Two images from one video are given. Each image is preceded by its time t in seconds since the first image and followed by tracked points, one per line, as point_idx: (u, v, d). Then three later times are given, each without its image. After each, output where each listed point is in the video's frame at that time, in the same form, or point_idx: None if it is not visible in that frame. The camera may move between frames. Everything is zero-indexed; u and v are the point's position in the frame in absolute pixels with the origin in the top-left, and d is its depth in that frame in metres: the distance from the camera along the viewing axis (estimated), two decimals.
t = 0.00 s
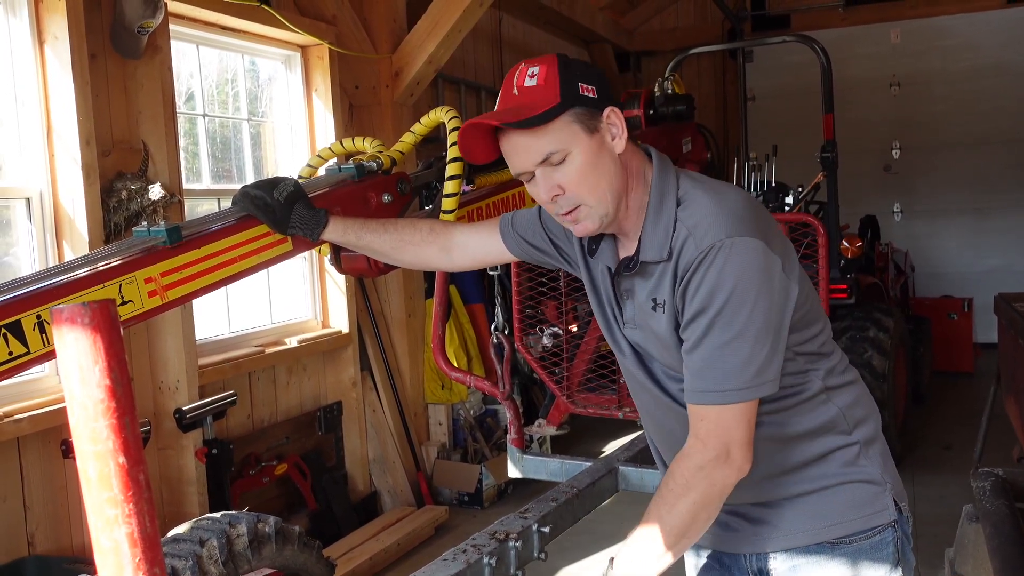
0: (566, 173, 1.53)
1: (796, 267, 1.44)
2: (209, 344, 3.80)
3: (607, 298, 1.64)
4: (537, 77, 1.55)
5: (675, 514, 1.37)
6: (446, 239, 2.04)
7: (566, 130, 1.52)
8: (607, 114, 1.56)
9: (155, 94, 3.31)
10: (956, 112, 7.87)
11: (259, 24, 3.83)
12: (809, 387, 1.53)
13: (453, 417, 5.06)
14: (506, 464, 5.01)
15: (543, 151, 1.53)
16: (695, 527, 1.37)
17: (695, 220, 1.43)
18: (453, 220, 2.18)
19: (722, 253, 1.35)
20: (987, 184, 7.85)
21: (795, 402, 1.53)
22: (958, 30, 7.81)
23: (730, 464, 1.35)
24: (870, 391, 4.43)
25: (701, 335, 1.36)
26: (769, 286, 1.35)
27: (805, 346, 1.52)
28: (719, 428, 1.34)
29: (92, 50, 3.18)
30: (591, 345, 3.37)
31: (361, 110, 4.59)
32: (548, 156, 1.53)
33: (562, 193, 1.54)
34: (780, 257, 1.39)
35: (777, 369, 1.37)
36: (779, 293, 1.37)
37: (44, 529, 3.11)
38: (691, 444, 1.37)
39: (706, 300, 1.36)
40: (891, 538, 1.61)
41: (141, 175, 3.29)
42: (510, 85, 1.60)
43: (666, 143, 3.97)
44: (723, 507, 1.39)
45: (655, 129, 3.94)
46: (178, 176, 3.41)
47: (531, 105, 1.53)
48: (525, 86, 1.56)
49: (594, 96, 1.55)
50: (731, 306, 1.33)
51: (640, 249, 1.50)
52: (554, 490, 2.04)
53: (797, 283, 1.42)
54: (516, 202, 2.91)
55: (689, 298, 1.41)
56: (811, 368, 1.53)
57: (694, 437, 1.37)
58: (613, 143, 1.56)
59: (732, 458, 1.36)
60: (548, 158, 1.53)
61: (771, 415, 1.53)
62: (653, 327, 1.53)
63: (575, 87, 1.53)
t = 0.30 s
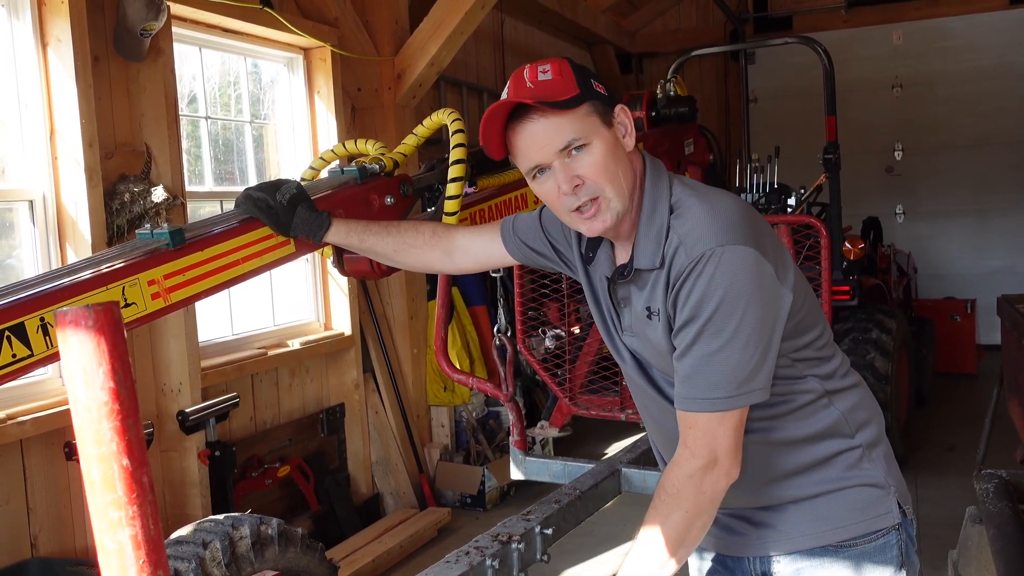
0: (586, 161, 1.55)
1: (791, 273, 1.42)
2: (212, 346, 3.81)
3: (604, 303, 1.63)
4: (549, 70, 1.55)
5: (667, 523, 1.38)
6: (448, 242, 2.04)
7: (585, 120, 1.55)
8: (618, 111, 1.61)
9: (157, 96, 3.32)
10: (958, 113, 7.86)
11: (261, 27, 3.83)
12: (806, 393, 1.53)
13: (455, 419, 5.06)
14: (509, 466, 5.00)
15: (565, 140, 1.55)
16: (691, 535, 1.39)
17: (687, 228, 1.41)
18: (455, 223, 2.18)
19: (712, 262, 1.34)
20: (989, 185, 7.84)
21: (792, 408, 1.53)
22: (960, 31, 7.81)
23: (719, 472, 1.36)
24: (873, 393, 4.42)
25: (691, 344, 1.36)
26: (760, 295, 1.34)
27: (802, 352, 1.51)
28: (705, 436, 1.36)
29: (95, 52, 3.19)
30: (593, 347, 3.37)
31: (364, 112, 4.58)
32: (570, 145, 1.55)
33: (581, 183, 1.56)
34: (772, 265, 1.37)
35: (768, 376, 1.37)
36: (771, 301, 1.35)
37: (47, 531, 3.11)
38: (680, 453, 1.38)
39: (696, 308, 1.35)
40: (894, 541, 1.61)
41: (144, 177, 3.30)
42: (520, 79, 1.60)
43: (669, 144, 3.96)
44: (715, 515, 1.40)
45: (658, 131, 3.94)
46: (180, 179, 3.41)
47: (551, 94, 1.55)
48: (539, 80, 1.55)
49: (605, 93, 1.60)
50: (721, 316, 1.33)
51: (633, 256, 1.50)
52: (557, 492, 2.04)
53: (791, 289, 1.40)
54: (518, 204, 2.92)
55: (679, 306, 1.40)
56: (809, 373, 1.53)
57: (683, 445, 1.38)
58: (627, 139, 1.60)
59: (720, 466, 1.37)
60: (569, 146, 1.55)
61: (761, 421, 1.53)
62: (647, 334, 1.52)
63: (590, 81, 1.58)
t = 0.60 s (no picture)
0: (576, 184, 1.50)
1: (794, 278, 1.42)
2: (215, 346, 3.81)
3: (607, 305, 1.63)
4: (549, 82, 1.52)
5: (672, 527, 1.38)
6: (450, 242, 2.04)
7: (577, 142, 1.48)
8: (619, 125, 1.52)
9: (160, 97, 3.32)
10: (961, 115, 7.85)
11: (264, 27, 3.83)
12: (808, 398, 1.52)
13: (457, 419, 5.07)
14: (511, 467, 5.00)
15: (554, 163, 1.49)
16: (695, 538, 1.39)
17: (690, 234, 1.41)
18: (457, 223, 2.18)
19: (716, 269, 1.34)
20: (992, 187, 7.82)
21: (794, 411, 1.52)
22: (964, 32, 7.80)
23: (724, 477, 1.36)
24: (875, 395, 4.41)
25: (694, 351, 1.36)
26: (764, 303, 1.33)
27: (805, 356, 1.51)
28: (711, 442, 1.35)
29: (98, 53, 3.20)
30: (595, 348, 3.36)
31: (366, 113, 4.58)
32: (559, 168, 1.49)
33: (569, 203, 1.51)
34: (775, 271, 1.37)
35: (771, 382, 1.37)
36: (774, 308, 1.35)
37: (50, 532, 3.12)
38: (685, 458, 1.38)
39: (699, 315, 1.35)
40: (896, 544, 1.61)
41: (147, 178, 3.31)
42: (521, 88, 1.56)
43: (672, 145, 3.96)
44: (719, 519, 1.40)
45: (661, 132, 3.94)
46: (183, 179, 3.40)
47: (544, 113, 1.49)
48: (537, 91, 1.52)
49: (607, 105, 1.51)
50: (725, 322, 1.32)
51: (636, 260, 1.49)
52: (559, 493, 2.04)
53: (795, 295, 1.39)
54: (519, 204, 2.92)
55: (682, 312, 1.40)
56: (812, 377, 1.53)
57: (688, 450, 1.37)
58: (624, 155, 1.53)
59: (726, 471, 1.37)
60: (558, 169, 1.49)
61: (765, 424, 1.53)
62: (649, 338, 1.52)
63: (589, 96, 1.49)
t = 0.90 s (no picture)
0: (556, 209, 1.50)
1: (791, 282, 1.41)
2: (216, 347, 3.81)
3: (606, 309, 1.63)
4: (531, 107, 1.50)
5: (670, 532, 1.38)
6: (451, 242, 2.04)
7: (555, 172, 1.48)
8: (602, 148, 1.49)
9: (162, 97, 3.32)
10: (963, 115, 7.84)
11: (265, 27, 3.83)
12: (808, 400, 1.52)
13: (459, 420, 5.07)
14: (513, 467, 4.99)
15: (533, 191, 1.49)
16: (694, 543, 1.39)
17: (687, 237, 1.40)
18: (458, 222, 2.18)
19: (713, 274, 1.33)
20: (995, 187, 7.81)
21: (793, 414, 1.52)
22: (966, 32, 7.79)
23: (724, 482, 1.36)
24: (877, 395, 4.40)
25: (693, 356, 1.35)
26: (760, 308, 1.33)
27: (804, 360, 1.50)
28: (711, 447, 1.35)
29: (99, 53, 3.20)
30: (596, 348, 3.36)
31: (367, 113, 4.58)
32: (538, 196, 1.50)
33: (552, 223, 1.52)
34: (773, 274, 1.36)
35: (771, 387, 1.37)
36: (772, 312, 1.35)
37: (51, 532, 3.12)
38: (685, 463, 1.37)
39: (697, 321, 1.34)
40: (896, 545, 1.61)
41: (148, 177, 3.30)
42: (506, 109, 1.56)
43: (674, 145, 3.96)
44: (719, 523, 1.39)
45: (661, 133, 3.94)
46: (184, 179, 3.40)
47: (522, 142, 1.50)
48: (519, 116, 1.52)
49: (590, 131, 1.48)
50: (722, 329, 1.32)
51: (634, 265, 1.48)
52: (560, 493, 2.04)
53: (792, 298, 1.39)
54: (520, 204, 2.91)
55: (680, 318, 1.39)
56: (811, 380, 1.52)
57: (688, 455, 1.37)
58: (608, 176, 1.50)
59: (726, 476, 1.36)
60: (537, 196, 1.50)
61: (765, 427, 1.53)
62: (648, 342, 1.51)
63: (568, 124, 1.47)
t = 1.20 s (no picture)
0: (555, 207, 1.49)
1: (790, 283, 1.41)
2: (217, 347, 3.81)
3: (606, 309, 1.62)
4: (530, 104, 1.50)
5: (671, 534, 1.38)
6: (451, 241, 2.03)
7: (554, 169, 1.47)
8: (602, 145, 1.48)
9: (162, 97, 3.32)
10: (963, 114, 7.83)
11: (265, 27, 3.83)
12: (808, 401, 1.52)
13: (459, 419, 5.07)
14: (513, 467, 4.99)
15: (532, 189, 1.49)
16: (695, 545, 1.39)
17: (685, 239, 1.40)
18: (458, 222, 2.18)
19: (710, 274, 1.33)
20: (995, 186, 7.81)
21: (791, 416, 1.52)
22: (967, 32, 7.78)
23: (720, 482, 1.36)
24: (878, 395, 4.40)
25: (690, 357, 1.35)
26: (758, 310, 1.33)
27: (803, 361, 1.50)
28: (707, 447, 1.35)
29: (99, 53, 3.20)
30: (597, 348, 3.36)
31: (368, 112, 4.59)
32: (538, 193, 1.49)
33: (551, 222, 1.52)
34: (771, 275, 1.36)
35: (768, 388, 1.37)
36: (769, 313, 1.35)
37: (51, 532, 3.12)
38: (681, 464, 1.37)
39: (695, 321, 1.34)
40: (895, 546, 1.60)
41: (148, 177, 3.30)
42: (504, 107, 1.56)
43: (674, 144, 3.95)
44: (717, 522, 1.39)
45: (662, 132, 3.94)
46: (184, 178, 3.40)
47: (522, 139, 1.49)
48: (518, 113, 1.52)
49: (589, 127, 1.47)
50: (720, 330, 1.32)
51: (632, 265, 1.48)
52: (561, 493, 2.04)
53: (791, 300, 1.39)
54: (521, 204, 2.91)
55: (678, 318, 1.39)
56: (810, 381, 1.52)
57: (684, 456, 1.37)
58: (608, 173, 1.49)
59: (722, 476, 1.36)
60: (536, 194, 1.50)
61: (765, 428, 1.52)
62: (646, 342, 1.51)
63: (567, 120, 1.47)
